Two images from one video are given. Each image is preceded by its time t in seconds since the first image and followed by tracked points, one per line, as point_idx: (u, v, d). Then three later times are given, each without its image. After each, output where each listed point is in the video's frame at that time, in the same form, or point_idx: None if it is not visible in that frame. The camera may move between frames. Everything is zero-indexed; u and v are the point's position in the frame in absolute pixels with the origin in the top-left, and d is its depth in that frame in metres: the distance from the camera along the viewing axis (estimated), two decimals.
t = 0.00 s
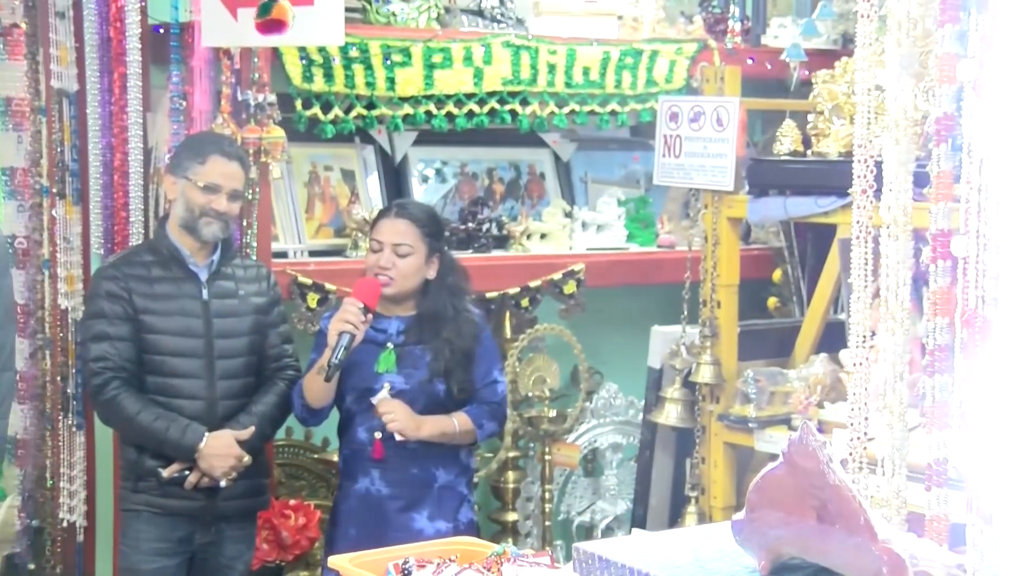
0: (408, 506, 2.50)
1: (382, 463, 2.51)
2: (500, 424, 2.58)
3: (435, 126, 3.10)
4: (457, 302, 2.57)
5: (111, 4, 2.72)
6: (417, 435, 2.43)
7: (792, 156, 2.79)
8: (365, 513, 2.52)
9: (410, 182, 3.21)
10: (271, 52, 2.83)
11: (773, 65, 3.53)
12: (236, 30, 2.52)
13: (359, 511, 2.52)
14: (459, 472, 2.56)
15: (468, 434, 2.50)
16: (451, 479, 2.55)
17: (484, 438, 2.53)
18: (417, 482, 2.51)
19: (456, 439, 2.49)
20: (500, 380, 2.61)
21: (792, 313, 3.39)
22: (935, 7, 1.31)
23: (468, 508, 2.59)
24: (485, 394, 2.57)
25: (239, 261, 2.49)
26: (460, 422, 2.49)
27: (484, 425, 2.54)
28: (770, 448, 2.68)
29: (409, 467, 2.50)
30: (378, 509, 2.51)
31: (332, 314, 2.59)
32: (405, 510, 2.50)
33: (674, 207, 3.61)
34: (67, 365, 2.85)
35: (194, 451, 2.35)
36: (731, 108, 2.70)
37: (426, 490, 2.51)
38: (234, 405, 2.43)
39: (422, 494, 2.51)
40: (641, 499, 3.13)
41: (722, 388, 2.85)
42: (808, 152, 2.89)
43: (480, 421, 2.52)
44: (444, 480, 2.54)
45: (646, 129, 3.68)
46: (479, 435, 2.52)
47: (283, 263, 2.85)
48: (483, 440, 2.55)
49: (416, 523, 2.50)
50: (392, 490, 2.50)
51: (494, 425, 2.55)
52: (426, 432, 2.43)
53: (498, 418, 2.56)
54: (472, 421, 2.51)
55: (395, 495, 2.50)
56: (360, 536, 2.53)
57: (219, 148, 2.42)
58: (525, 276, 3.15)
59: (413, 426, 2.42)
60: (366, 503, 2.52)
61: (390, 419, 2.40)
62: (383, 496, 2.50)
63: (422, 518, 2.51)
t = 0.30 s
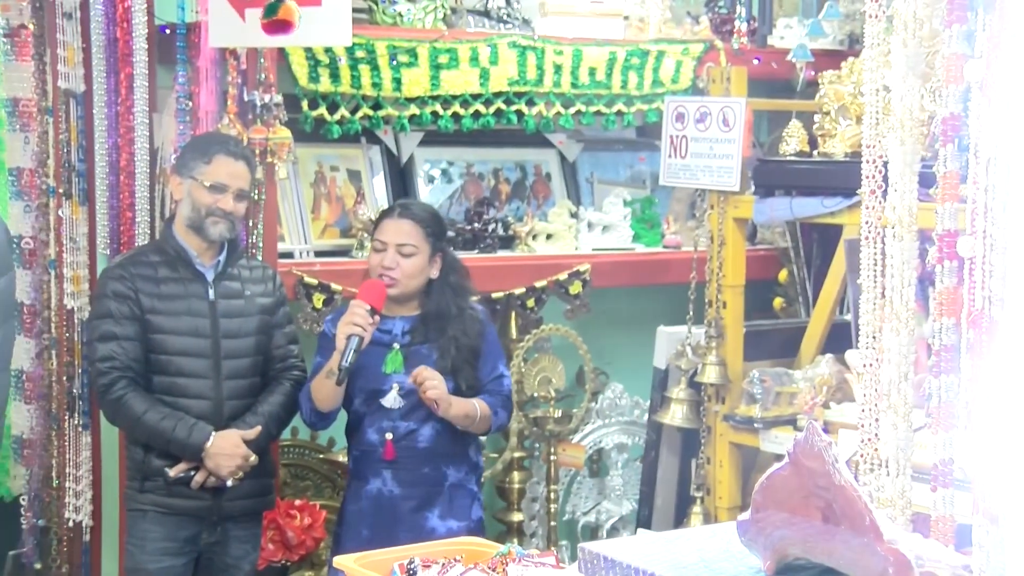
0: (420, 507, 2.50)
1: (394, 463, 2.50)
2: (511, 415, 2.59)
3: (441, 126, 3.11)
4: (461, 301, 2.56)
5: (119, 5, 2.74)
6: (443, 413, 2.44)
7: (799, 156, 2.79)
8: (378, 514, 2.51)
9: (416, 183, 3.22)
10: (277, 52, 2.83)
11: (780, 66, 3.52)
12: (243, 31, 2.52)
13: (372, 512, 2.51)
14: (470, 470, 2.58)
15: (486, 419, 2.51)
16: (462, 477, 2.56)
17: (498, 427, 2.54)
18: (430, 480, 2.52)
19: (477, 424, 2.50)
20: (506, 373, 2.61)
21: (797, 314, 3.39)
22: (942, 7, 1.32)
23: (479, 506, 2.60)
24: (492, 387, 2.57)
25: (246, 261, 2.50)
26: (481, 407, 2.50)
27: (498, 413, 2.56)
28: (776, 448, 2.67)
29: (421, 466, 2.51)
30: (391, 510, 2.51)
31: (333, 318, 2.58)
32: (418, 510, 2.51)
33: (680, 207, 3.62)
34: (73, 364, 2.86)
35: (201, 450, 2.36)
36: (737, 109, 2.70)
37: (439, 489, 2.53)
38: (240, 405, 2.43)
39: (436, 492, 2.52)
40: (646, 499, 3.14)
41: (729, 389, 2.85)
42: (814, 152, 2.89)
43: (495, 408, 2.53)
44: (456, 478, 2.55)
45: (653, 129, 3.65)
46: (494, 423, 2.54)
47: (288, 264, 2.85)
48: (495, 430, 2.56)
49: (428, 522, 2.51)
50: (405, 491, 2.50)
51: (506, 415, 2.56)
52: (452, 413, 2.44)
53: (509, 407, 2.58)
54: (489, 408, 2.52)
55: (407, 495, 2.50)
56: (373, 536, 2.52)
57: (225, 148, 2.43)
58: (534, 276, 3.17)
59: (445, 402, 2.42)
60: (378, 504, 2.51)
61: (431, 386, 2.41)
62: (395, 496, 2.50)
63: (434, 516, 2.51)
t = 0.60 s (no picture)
0: (453, 507, 2.51)
1: (428, 463, 2.50)
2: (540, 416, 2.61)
3: (465, 126, 3.12)
4: (489, 299, 2.57)
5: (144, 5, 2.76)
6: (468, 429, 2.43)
7: (824, 156, 2.77)
8: (411, 514, 2.51)
9: (440, 182, 3.23)
10: (301, 52, 2.85)
11: (804, 65, 3.52)
12: (267, 30, 2.53)
13: (406, 512, 2.51)
14: (501, 470, 2.58)
15: (514, 426, 2.51)
16: (494, 476, 2.57)
17: (527, 431, 2.55)
18: (462, 480, 2.52)
19: (504, 432, 2.50)
20: (536, 373, 2.62)
21: (822, 314, 3.38)
22: (970, 4, 1.32)
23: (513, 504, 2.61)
24: (524, 388, 2.58)
25: (271, 261, 2.51)
26: (506, 416, 2.50)
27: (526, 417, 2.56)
28: (801, 448, 2.67)
29: (455, 466, 2.51)
30: (425, 510, 2.50)
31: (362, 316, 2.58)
32: (448, 510, 2.51)
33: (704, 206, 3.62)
34: (99, 363, 2.88)
35: (226, 449, 2.37)
36: (761, 108, 2.69)
37: (472, 489, 2.53)
38: (264, 405, 2.44)
39: (468, 493, 2.53)
40: (670, 499, 3.14)
41: (752, 388, 2.83)
42: (838, 152, 2.88)
43: (523, 414, 2.54)
44: (488, 477, 2.55)
45: (677, 129, 3.65)
46: (522, 428, 2.54)
47: (313, 263, 2.86)
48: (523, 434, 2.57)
49: (462, 522, 2.51)
50: (439, 491, 2.51)
51: (534, 419, 2.57)
52: (477, 428, 2.43)
53: (538, 410, 2.59)
54: (516, 415, 2.53)
55: (441, 495, 2.51)
56: (406, 536, 2.52)
57: (250, 146, 2.44)
58: (557, 276, 3.15)
59: (467, 421, 2.41)
60: (411, 504, 2.51)
61: (449, 409, 2.39)
62: (429, 497, 2.50)
63: (468, 516, 2.52)
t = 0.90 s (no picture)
0: (479, 505, 2.50)
1: (457, 461, 2.49)
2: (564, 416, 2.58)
3: (477, 126, 3.13)
4: (517, 298, 2.55)
5: (158, 6, 2.76)
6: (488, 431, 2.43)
7: (836, 156, 2.77)
8: (440, 512, 2.49)
9: (453, 182, 3.23)
10: (314, 52, 2.86)
11: (817, 65, 3.53)
12: (279, 30, 2.54)
13: (434, 511, 2.49)
14: (527, 469, 2.58)
15: (535, 425, 2.50)
16: (521, 476, 2.56)
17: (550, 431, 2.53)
18: (490, 478, 2.51)
19: (526, 432, 2.49)
20: (562, 371, 2.59)
21: (834, 314, 3.38)
22: (984, 2, 1.31)
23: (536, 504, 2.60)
24: (548, 387, 2.56)
25: (284, 261, 2.52)
26: (528, 416, 2.49)
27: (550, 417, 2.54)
28: (813, 448, 2.67)
29: (483, 464, 2.50)
30: (452, 508, 2.50)
31: (389, 313, 2.57)
32: (477, 507, 2.51)
33: (717, 207, 3.62)
34: (111, 363, 2.88)
35: (237, 449, 2.37)
36: (774, 108, 2.69)
37: (500, 486, 2.53)
38: (276, 404, 2.44)
39: (496, 491, 2.52)
40: (682, 499, 3.14)
41: (764, 388, 2.83)
42: (850, 152, 2.87)
43: (547, 415, 2.52)
44: (515, 477, 2.55)
45: (689, 129, 3.67)
46: (546, 428, 2.53)
47: (325, 262, 2.87)
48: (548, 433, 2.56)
49: (489, 519, 2.51)
50: (467, 488, 2.49)
51: (558, 419, 2.55)
52: (496, 429, 2.43)
53: (562, 410, 2.56)
54: (539, 416, 2.51)
55: (471, 493, 2.50)
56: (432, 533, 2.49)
57: (262, 145, 2.45)
58: (567, 276, 3.15)
59: (486, 423, 2.41)
60: (440, 503, 2.49)
61: (465, 412, 2.39)
62: (458, 494, 2.49)
63: (494, 514, 2.52)
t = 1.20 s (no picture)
0: (501, 504, 2.49)
1: (478, 460, 2.47)
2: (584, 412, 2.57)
3: (481, 126, 3.14)
4: (539, 288, 2.56)
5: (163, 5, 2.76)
6: (524, 408, 2.42)
7: (841, 156, 2.77)
8: (460, 510, 2.49)
9: (457, 184, 3.24)
10: (319, 52, 2.86)
11: (821, 66, 3.53)
12: (282, 30, 2.55)
13: (454, 509, 2.48)
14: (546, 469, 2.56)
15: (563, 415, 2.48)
16: (540, 475, 2.55)
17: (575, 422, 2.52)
18: (512, 477, 2.50)
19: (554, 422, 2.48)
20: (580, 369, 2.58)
21: (839, 314, 3.38)
22: (990, 2, 1.30)
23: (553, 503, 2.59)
24: (569, 384, 2.54)
25: (289, 260, 2.52)
26: (559, 403, 2.48)
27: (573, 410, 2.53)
28: (817, 449, 2.66)
29: (504, 464, 2.49)
30: (473, 507, 2.49)
31: (412, 311, 2.57)
32: (501, 507, 2.50)
33: (722, 207, 3.63)
34: (116, 363, 2.90)
35: (243, 450, 2.37)
36: (778, 108, 2.69)
37: (519, 485, 2.51)
38: (282, 405, 2.44)
39: (516, 490, 2.51)
40: (687, 499, 3.14)
41: (769, 389, 2.82)
42: (856, 152, 2.87)
43: (573, 404, 2.51)
44: (535, 476, 2.53)
45: (694, 129, 3.68)
46: (571, 420, 2.51)
47: (330, 262, 2.88)
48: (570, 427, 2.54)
49: (511, 518, 2.50)
50: (489, 487, 2.48)
51: (581, 412, 2.54)
52: (532, 409, 2.42)
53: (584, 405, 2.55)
54: (567, 405, 2.50)
55: (494, 491, 2.49)
56: (452, 533, 2.49)
57: (265, 145, 2.45)
58: (574, 276, 3.17)
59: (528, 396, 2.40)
60: (460, 502, 2.48)
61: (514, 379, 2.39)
62: (479, 492, 2.48)
63: (516, 513, 2.51)
